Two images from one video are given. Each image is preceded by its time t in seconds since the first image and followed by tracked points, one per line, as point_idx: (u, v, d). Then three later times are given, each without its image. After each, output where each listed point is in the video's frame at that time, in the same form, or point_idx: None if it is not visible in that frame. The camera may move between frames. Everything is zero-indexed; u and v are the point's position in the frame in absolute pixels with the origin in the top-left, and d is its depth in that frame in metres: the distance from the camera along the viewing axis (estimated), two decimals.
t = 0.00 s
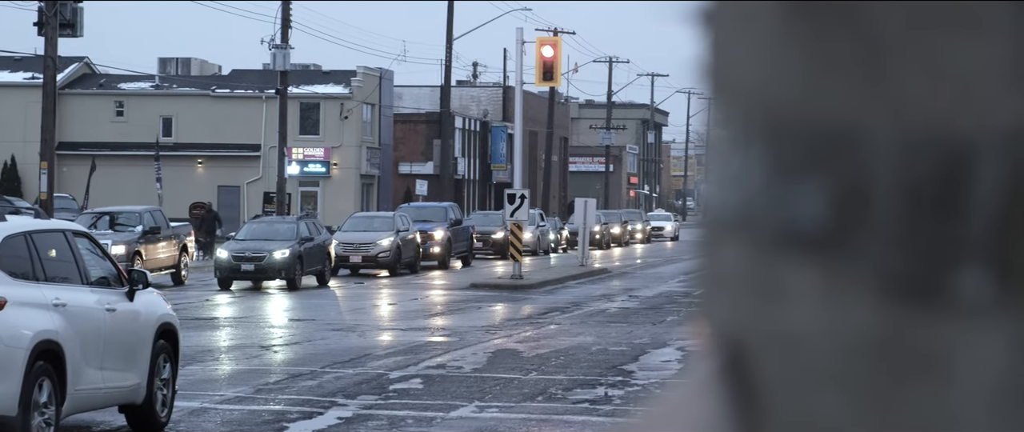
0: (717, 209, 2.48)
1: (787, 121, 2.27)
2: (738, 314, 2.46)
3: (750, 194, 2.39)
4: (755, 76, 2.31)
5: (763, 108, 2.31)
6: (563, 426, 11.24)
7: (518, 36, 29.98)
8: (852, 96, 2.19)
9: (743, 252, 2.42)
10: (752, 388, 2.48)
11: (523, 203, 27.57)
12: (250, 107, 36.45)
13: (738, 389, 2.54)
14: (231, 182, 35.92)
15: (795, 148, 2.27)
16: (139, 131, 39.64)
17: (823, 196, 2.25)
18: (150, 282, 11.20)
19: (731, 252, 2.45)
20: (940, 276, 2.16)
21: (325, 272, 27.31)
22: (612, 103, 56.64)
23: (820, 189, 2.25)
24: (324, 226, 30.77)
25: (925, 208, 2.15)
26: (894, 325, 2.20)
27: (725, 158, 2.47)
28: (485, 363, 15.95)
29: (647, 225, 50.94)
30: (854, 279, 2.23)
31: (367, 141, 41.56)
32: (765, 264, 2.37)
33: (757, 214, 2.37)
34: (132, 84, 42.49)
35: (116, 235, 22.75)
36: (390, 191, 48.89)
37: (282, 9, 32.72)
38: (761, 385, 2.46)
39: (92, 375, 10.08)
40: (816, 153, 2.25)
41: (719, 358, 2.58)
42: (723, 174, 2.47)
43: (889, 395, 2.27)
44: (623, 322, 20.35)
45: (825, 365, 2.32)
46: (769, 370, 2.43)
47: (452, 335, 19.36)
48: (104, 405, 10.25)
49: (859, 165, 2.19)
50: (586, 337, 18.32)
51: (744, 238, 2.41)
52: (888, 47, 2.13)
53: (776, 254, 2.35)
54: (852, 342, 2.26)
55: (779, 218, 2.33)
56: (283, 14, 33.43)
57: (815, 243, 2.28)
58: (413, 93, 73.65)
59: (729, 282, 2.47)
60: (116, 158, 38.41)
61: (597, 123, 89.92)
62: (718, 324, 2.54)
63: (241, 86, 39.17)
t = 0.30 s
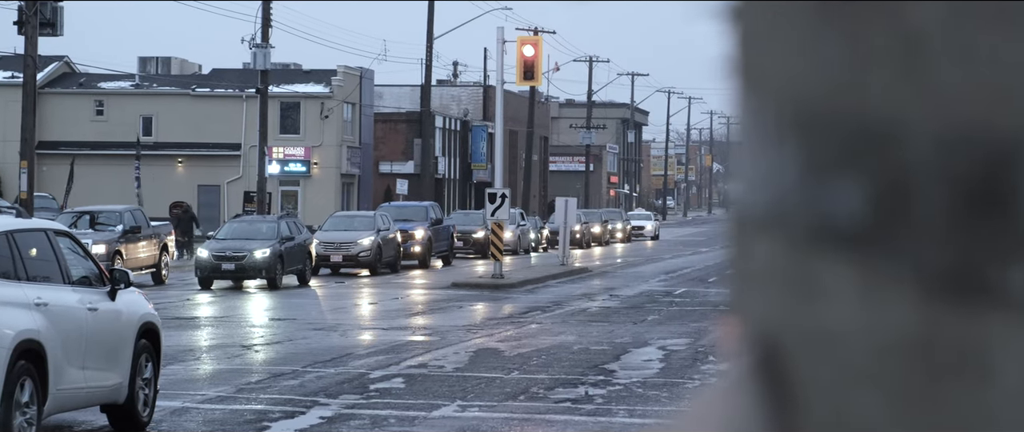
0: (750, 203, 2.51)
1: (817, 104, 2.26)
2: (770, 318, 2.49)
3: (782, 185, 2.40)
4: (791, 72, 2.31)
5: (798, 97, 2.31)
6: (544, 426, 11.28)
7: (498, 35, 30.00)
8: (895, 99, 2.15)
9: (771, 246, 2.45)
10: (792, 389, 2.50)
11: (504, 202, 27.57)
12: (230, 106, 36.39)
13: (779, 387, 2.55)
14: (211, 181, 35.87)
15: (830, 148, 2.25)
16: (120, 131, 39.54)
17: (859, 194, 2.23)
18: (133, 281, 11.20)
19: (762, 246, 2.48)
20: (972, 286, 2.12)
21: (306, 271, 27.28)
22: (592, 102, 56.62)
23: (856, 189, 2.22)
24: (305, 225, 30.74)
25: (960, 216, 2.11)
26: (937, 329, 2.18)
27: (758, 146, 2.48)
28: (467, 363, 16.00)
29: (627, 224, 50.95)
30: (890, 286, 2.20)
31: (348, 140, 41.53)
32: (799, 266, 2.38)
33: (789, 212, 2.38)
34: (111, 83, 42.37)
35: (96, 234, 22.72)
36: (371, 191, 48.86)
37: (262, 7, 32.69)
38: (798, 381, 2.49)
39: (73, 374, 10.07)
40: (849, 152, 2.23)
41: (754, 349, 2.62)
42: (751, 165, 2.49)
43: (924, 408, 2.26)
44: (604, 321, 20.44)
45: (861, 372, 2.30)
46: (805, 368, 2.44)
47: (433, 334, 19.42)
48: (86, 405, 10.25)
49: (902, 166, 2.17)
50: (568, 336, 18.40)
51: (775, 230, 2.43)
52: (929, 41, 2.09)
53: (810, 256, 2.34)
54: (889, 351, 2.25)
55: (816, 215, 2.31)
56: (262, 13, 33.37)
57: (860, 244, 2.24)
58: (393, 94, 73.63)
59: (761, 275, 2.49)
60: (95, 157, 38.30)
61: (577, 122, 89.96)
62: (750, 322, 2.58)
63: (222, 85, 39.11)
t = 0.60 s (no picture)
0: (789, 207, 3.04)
1: (857, 98, 2.80)
2: (814, 316, 3.02)
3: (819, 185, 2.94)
4: (823, 61, 2.86)
5: (833, 82, 2.85)
6: (528, 426, 11.33)
7: (480, 35, 30.07)
8: (933, 89, 2.70)
9: (813, 246, 2.98)
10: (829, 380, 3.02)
11: (486, 202, 27.62)
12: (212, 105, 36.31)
13: (816, 383, 3.08)
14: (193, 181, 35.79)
15: (870, 144, 2.79)
16: (101, 131, 39.46)
17: (901, 187, 2.75)
18: (116, 280, 11.17)
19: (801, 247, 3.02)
20: (1017, 279, 2.66)
21: (288, 271, 27.24)
22: (574, 101, 56.79)
23: (899, 181, 2.75)
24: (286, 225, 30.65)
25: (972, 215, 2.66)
26: (979, 321, 2.73)
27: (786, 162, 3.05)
28: (450, 362, 16.05)
29: (609, 223, 51.15)
30: (925, 267, 2.74)
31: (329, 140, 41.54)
32: (836, 264, 2.93)
33: (828, 208, 2.91)
34: (93, 83, 42.32)
35: (78, 234, 22.67)
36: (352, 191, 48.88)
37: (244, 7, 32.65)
38: (840, 360, 2.97)
39: (57, 374, 10.09)
40: (888, 147, 2.77)
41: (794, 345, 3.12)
42: (784, 163, 3.03)
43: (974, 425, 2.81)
44: (586, 320, 20.53)
45: (910, 348, 2.81)
46: (838, 378, 2.99)
47: (416, 334, 19.50)
48: (70, 405, 10.27)
49: (941, 156, 2.71)
50: (551, 335, 18.47)
51: (814, 233, 2.96)
52: (971, 34, 2.64)
53: (846, 254, 2.89)
54: (927, 355, 2.81)
55: (855, 213, 2.85)
56: (245, 12, 33.35)
57: (899, 230, 2.78)
58: (375, 94, 73.72)
59: (801, 273, 3.03)
60: (76, 157, 38.23)
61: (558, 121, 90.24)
62: (790, 320, 3.11)
63: (203, 84, 39.06)
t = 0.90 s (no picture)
0: (820, 204, 4.26)
1: (887, 93, 3.92)
2: (845, 316, 4.23)
3: (851, 183, 4.11)
4: (863, 73, 3.98)
5: (872, 95, 3.97)
6: (513, 426, 11.38)
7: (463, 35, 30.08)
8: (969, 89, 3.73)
9: (843, 247, 4.17)
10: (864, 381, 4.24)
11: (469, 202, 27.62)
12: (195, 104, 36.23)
13: (854, 367, 4.27)
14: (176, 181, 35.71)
15: (904, 144, 3.90)
16: (83, 131, 39.33)
17: (936, 191, 3.84)
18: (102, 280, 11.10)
19: (833, 248, 4.21)
20: None
21: (272, 271, 27.23)
22: (556, 101, 56.65)
23: (935, 186, 3.84)
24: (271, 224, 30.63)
25: (980, 226, 3.74)
26: (1010, 315, 3.78)
27: (823, 161, 4.24)
28: (435, 362, 16.08)
29: (592, 222, 51.04)
30: (959, 266, 3.82)
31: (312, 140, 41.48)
32: (870, 263, 4.10)
33: (863, 206, 4.06)
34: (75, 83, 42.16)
35: (61, 234, 22.61)
36: (335, 191, 48.79)
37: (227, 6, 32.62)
38: (873, 364, 4.19)
39: (41, 375, 10.05)
40: (922, 147, 3.87)
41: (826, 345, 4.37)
42: (825, 170, 4.22)
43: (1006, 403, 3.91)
44: (571, 320, 20.60)
45: (947, 352, 3.94)
46: (873, 374, 4.20)
47: (400, 334, 19.52)
48: (54, 406, 10.25)
49: (975, 154, 3.74)
50: (535, 335, 18.54)
51: (848, 233, 4.13)
52: (1019, 43, 3.61)
53: (880, 254, 4.05)
54: (963, 355, 3.91)
55: (891, 211, 3.98)
56: (228, 12, 33.30)
57: (933, 232, 3.88)
58: (359, 93, 73.51)
59: (836, 271, 4.23)
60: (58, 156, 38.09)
61: (541, 121, 89.95)
62: (822, 323, 4.34)
63: (186, 84, 38.96)
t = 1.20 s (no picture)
0: (866, 203, 4.20)
1: (929, 86, 3.97)
2: (894, 322, 4.18)
3: (904, 190, 4.10)
4: (914, 78, 3.99)
5: (918, 97, 4.01)
6: (501, 426, 11.43)
7: (448, 35, 30.12)
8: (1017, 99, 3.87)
9: (890, 250, 4.15)
10: (914, 381, 4.19)
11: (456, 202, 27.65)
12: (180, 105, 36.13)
13: (902, 380, 4.25)
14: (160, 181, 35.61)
15: (953, 148, 3.99)
16: (67, 131, 39.19)
17: (992, 193, 3.92)
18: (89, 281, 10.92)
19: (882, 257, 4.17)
20: None
21: (257, 271, 27.18)
22: (541, 101, 56.74)
23: (988, 189, 3.92)
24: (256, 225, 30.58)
25: None
26: None
27: (866, 153, 4.22)
28: (421, 362, 16.10)
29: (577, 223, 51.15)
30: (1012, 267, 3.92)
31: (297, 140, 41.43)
32: (919, 268, 4.10)
33: (912, 206, 4.07)
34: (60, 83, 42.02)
35: (46, 235, 22.54)
36: (320, 191, 48.74)
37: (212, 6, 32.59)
38: (921, 366, 4.15)
39: (27, 376, 9.85)
40: (972, 151, 3.96)
41: (870, 350, 4.31)
42: (871, 178, 4.20)
43: None
44: (557, 320, 20.64)
45: (989, 350, 4.02)
46: (919, 367, 4.16)
47: (386, 334, 19.52)
48: (41, 407, 10.07)
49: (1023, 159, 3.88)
50: (522, 335, 18.57)
51: (898, 235, 4.12)
52: None
53: (929, 257, 4.08)
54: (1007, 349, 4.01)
55: (946, 211, 4.02)
56: (212, 12, 33.25)
57: (988, 232, 3.95)
58: (343, 94, 73.45)
59: (880, 277, 4.18)
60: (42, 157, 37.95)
61: (525, 122, 90.06)
62: (863, 325, 4.28)
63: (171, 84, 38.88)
